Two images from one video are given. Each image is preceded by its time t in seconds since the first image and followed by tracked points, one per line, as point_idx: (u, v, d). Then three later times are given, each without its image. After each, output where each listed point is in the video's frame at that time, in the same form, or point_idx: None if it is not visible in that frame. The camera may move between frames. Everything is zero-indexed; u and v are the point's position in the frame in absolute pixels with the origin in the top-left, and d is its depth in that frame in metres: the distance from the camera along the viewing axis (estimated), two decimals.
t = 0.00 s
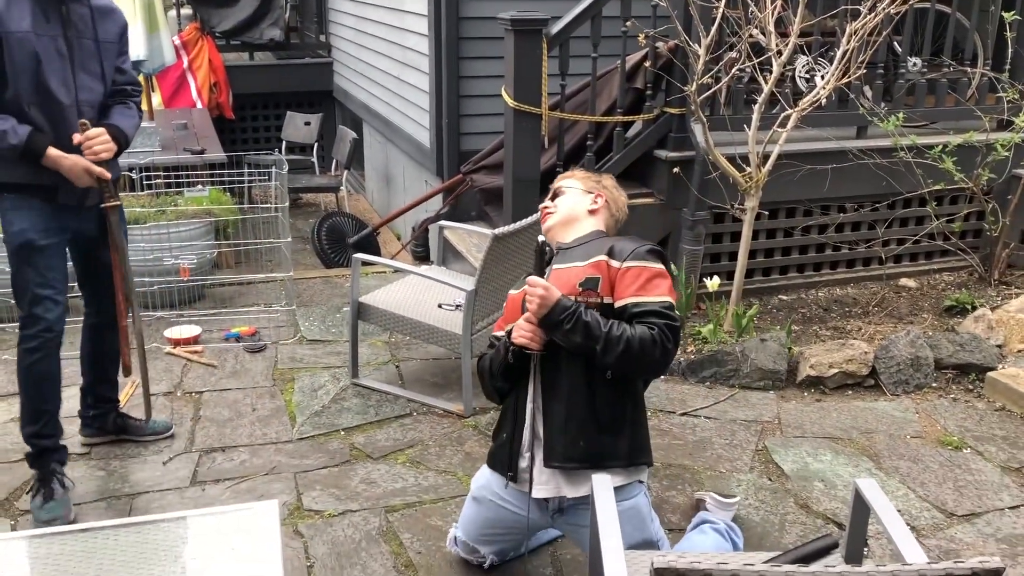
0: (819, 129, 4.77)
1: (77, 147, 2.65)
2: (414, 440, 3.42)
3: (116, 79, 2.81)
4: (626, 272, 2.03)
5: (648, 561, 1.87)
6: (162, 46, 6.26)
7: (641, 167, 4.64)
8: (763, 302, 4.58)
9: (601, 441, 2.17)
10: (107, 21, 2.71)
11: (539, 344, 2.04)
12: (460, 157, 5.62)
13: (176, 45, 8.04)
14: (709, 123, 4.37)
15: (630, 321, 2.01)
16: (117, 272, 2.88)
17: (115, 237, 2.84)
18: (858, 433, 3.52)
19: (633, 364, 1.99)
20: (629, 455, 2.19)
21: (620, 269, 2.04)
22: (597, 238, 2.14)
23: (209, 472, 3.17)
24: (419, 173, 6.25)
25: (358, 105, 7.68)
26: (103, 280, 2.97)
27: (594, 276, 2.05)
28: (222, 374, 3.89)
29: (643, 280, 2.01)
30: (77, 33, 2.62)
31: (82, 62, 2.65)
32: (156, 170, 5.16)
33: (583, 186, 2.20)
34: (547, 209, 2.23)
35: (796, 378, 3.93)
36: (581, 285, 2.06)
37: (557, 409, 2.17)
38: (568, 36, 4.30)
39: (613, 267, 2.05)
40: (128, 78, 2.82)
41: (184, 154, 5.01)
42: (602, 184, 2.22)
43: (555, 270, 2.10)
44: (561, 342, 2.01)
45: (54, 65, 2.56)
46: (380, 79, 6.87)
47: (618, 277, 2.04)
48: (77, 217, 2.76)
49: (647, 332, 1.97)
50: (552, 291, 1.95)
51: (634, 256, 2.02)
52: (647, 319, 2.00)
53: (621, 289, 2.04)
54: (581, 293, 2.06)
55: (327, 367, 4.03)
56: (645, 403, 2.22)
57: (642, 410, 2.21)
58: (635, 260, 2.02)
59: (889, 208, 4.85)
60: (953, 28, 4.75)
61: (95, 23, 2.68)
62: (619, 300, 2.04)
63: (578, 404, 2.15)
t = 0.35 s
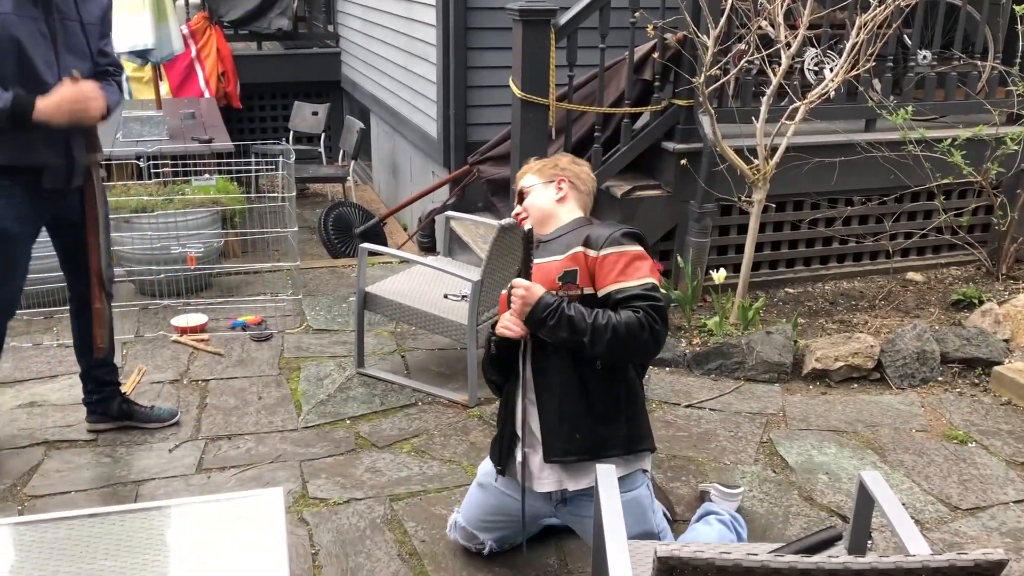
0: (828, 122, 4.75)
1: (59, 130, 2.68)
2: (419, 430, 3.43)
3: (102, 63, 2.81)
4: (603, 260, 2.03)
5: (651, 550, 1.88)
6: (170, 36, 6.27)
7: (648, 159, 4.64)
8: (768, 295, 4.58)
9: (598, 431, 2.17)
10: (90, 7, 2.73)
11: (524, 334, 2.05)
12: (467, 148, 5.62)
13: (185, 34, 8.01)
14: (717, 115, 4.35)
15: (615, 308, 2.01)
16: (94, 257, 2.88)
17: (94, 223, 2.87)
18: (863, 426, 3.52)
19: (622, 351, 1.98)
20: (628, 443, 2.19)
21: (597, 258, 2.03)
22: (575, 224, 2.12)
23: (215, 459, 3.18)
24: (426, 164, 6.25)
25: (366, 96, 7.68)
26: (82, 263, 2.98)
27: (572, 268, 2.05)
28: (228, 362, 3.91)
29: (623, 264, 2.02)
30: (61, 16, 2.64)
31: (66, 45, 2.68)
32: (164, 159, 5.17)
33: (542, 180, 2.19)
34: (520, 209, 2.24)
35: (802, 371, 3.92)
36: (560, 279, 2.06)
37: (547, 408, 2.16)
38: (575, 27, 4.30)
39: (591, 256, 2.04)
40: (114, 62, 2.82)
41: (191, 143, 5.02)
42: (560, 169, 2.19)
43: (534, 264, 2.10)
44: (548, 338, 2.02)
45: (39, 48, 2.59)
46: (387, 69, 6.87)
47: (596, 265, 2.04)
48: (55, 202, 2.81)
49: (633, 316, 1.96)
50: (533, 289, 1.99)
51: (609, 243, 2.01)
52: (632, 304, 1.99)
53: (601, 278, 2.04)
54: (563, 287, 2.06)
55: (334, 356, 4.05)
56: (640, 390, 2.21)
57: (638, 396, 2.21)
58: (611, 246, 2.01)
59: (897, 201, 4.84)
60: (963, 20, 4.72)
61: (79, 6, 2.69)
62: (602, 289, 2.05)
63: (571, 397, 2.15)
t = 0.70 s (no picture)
0: (831, 115, 4.74)
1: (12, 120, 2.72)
2: (420, 421, 3.43)
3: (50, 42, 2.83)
4: (586, 254, 2.02)
5: (651, 542, 1.88)
6: (173, 24, 6.23)
7: (651, 152, 4.64)
8: (769, 288, 4.58)
9: (588, 425, 2.18)
10: None
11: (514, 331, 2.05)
12: (469, 139, 5.61)
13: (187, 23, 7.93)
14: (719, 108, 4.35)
15: (602, 301, 2.00)
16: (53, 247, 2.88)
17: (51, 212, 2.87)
18: (863, 421, 3.53)
19: (616, 343, 1.98)
20: (619, 436, 2.19)
21: (580, 252, 2.03)
22: (560, 221, 2.12)
23: (215, 449, 3.19)
24: (428, 156, 6.24)
25: (368, 86, 7.66)
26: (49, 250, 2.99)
27: (556, 264, 2.06)
28: (229, 352, 3.92)
29: (607, 255, 2.01)
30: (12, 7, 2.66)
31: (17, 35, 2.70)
32: (166, 148, 5.16)
33: (522, 185, 2.20)
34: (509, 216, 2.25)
35: (803, 365, 3.92)
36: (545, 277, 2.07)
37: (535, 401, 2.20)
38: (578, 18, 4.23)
39: (574, 252, 2.04)
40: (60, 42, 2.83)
41: (193, 132, 5.02)
42: (537, 169, 2.19)
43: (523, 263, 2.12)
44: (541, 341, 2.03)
45: None
46: (390, 59, 6.85)
47: (579, 259, 2.04)
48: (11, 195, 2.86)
49: (620, 306, 1.95)
50: (522, 298, 1.98)
51: (590, 236, 2.01)
52: (619, 293, 1.98)
53: (586, 272, 2.04)
54: (547, 283, 2.06)
55: (335, 347, 4.05)
56: (635, 381, 2.19)
57: (633, 388, 2.19)
58: (591, 239, 2.01)
59: (899, 195, 4.83)
60: (968, 14, 4.70)
61: None
62: (588, 282, 2.04)
63: (561, 392, 2.16)
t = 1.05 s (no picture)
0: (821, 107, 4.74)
1: None
2: (407, 409, 3.42)
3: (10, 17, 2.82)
4: (603, 244, 2.01)
5: (638, 531, 1.89)
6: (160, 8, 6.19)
7: (641, 142, 4.62)
8: (757, 279, 4.58)
9: (592, 412, 2.18)
10: None
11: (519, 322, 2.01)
12: (458, 127, 5.58)
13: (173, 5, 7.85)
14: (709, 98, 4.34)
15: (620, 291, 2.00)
16: (28, 226, 2.88)
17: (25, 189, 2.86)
18: (849, 411, 3.54)
19: (636, 332, 1.98)
20: (620, 423, 2.19)
21: (596, 241, 2.01)
22: (563, 202, 2.10)
23: (201, 436, 3.17)
24: (417, 143, 6.21)
25: (357, 73, 7.61)
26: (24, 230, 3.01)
27: (568, 252, 2.03)
28: (214, 338, 3.89)
29: (623, 244, 1.99)
30: None
31: None
32: (151, 133, 5.12)
33: (517, 164, 2.14)
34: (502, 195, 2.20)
35: (789, 355, 3.93)
36: (555, 264, 2.05)
37: (539, 388, 2.17)
38: (569, 7, 4.24)
39: (588, 241, 2.02)
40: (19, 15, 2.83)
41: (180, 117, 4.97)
42: (533, 146, 2.14)
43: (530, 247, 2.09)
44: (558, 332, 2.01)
45: None
46: (379, 46, 6.80)
47: (593, 248, 2.02)
48: None
49: (642, 297, 1.95)
50: (539, 290, 1.96)
51: (606, 224, 1.99)
52: (639, 284, 1.98)
53: (600, 262, 2.02)
54: (558, 270, 2.02)
55: (321, 334, 4.03)
56: (635, 367, 2.20)
57: (632, 374, 2.20)
58: (608, 228, 1.99)
59: (887, 187, 4.84)
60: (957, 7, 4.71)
61: None
62: (604, 272, 2.03)
63: (566, 378, 2.15)
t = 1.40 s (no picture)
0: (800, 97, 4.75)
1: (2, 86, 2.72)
2: (387, 399, 3.41)
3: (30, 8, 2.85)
4: (628, 246, 2.03)
5: (619, 520, 1.89)
6: None
7: (622, 132, 4.62)
8: (737, 269, 4.60)
9: (590, 413, 2.18)
10: None
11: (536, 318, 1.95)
12: (438, 115, 5.55)
13: None
14: (690, 88, 4.34)
15: (640, 296, 2.03)
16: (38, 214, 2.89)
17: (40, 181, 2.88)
18: (827, 400, 3.56)
19: (654, 338, 2.02)
20: (613, 425, 2.21)
21: (621, 243, 2.03)
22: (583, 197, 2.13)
23: (178, 427, 3.14)
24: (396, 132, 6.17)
25: (335, 60, 7.54)
26: (30, 218, 3.01)
27: (592, 248, 2.04)
28: (192, 328, 3.86)
29: (646, 250, 2.03)
30: None
31: None
32: (128, 120, 5.05)
33: (542, 148, 2.12)
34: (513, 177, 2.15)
35: (768, 344, 3.95)
36: (577, 258, 2.05)
37: (542, 386, 2.16)
38: None
39: (613, 241, 2.04)
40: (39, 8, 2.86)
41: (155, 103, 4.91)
42: (557, 136, 2.14)
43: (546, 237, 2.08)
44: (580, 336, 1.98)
45: None
46: (358, 33, 6.75)
47: (617, 249, 2.04)
48: None
49: (664, 303, 2.01)
50: (567, 294, 1.91)
51: (635, 227, 2.02)
52: (661, 290, 2.02)
53: (622, 263, 2.05)
54: (579, 264, 2.04)
55: (300, 324, 4.00)
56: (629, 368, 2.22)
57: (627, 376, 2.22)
58: (635, 231, 2.02)
59: (866, 178, 4.87)
60: None
61: None
62: (623, 273, 2.06)
63: (569, 377, 2.15)
